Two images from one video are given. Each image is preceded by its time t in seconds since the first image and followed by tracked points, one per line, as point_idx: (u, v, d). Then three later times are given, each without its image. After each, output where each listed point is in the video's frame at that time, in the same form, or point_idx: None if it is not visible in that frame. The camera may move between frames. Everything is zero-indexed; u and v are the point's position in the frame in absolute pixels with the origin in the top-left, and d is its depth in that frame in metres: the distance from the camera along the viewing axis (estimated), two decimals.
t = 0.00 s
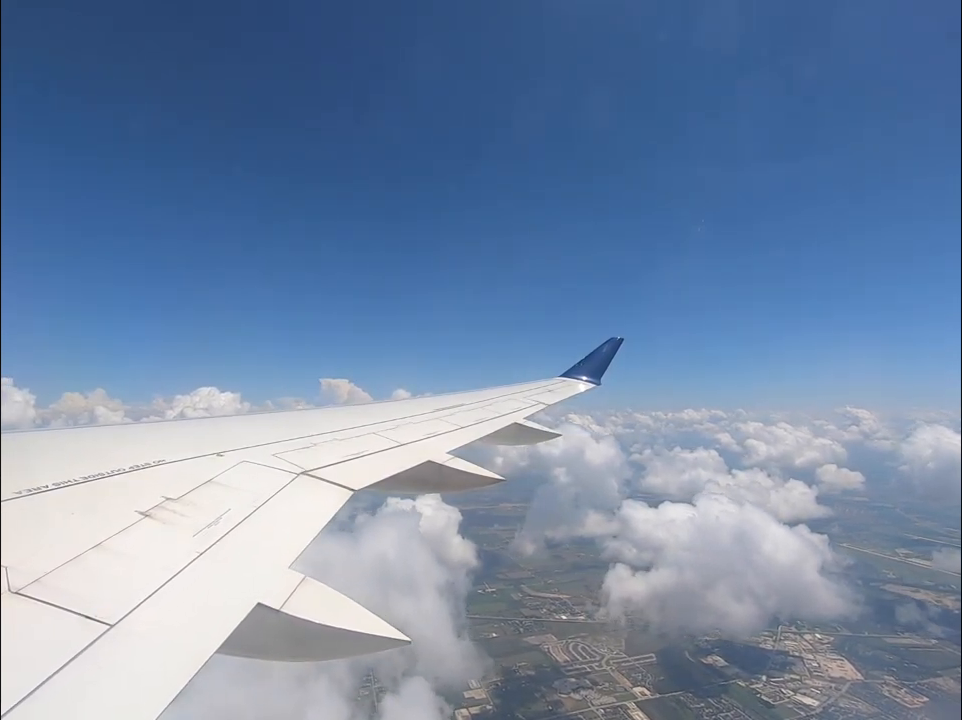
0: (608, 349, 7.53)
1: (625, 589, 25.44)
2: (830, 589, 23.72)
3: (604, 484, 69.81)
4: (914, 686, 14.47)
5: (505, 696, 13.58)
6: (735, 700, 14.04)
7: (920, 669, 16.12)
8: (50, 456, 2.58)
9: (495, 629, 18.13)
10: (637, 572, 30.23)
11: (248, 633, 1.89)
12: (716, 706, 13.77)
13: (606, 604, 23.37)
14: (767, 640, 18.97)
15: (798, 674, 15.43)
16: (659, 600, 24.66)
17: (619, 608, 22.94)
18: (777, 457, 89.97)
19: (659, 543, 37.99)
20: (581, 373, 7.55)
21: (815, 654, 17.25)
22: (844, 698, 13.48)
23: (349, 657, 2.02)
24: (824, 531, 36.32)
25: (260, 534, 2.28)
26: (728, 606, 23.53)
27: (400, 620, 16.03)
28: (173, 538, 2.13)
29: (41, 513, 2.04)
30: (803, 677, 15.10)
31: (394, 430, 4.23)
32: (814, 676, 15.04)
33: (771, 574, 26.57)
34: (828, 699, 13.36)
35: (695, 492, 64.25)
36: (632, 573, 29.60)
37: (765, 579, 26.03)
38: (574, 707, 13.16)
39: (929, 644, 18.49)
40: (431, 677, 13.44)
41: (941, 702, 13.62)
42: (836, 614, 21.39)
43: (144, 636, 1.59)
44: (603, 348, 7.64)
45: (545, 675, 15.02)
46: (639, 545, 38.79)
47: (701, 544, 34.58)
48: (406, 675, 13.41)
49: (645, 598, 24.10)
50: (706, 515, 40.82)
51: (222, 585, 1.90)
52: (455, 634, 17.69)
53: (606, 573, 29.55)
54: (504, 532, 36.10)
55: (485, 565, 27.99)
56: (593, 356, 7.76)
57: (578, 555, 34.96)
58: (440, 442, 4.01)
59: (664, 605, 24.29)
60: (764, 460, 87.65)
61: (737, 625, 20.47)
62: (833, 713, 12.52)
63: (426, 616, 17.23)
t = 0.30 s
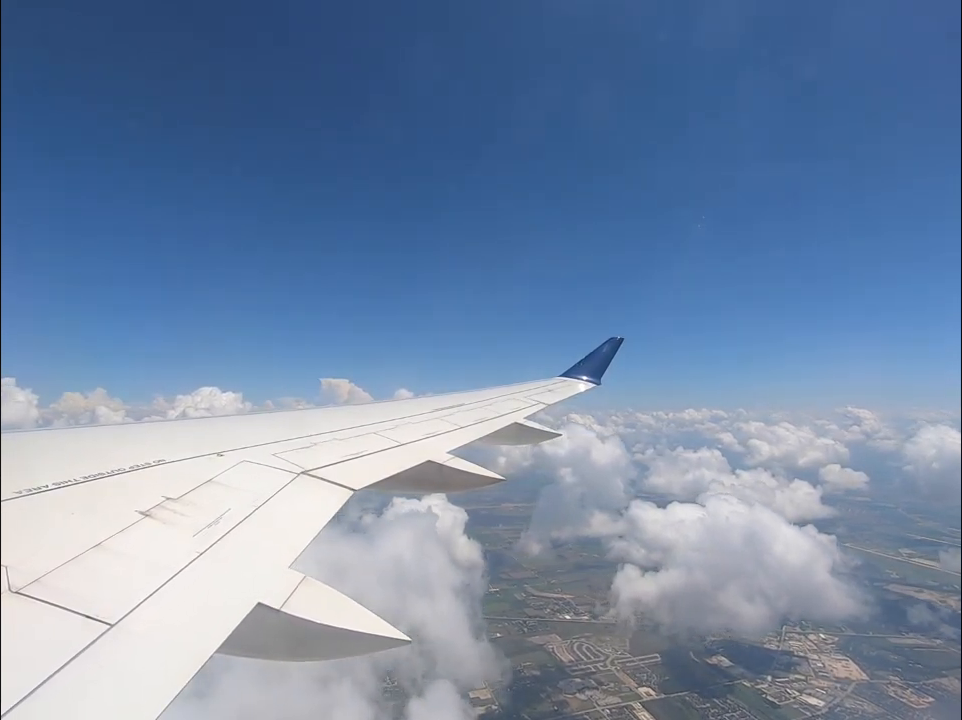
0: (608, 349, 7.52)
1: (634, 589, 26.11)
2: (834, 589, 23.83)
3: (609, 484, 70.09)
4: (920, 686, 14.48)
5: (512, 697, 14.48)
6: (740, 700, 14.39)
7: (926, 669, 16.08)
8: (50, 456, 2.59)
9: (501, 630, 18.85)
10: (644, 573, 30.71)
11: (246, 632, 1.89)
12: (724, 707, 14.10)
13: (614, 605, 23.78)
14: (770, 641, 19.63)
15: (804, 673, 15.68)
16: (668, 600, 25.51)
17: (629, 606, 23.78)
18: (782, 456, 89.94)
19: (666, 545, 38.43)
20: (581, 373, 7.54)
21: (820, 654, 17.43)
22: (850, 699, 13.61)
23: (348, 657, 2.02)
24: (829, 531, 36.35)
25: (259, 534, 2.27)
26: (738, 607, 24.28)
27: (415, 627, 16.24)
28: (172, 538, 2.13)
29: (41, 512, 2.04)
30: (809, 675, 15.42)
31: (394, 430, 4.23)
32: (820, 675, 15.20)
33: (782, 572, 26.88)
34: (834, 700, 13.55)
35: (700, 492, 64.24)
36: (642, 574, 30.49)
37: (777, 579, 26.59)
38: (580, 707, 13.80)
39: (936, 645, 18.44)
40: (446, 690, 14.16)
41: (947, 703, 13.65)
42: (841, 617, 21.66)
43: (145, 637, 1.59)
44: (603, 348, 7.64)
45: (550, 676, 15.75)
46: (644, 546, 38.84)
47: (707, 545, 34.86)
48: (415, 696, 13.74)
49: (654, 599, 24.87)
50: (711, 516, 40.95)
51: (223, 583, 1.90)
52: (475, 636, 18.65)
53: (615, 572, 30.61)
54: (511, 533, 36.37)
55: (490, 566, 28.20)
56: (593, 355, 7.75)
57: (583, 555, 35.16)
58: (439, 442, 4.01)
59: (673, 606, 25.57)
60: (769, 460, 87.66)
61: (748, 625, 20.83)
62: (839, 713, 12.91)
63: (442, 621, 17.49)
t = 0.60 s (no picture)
0: (608, 349, 7.51)
1: (644, 589, 26.76)
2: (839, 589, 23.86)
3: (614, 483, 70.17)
4: (927, 686, 14.45)
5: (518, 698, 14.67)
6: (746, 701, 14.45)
7: (932, 669, 16.05)
8: (51, 456, 2.59)
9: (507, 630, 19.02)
10: (653, 574, 31.13)
11: (247, 632, 1.89)
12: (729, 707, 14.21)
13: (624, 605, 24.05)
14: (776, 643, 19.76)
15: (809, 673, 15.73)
16: (677, 600, 26.07)
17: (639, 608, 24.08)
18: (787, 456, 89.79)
19: (671, 546, 38.62)
20: (582, 373, 7.53)
21: (826, 655, 17.50)
22: (856, 699, 13.65)
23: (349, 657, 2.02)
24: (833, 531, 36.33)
25: (258, 535, 2.27)
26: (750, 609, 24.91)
27: (433, 626, 16.03)
28: (172, 538, 2.13)
29: (40, 512, 2.04)
30: (814, 675, 15.47)
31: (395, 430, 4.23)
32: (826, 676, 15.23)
33: (793, 572, 27.80)
34: (840, 700, 13.61)
35: (705, 491, 64.28)
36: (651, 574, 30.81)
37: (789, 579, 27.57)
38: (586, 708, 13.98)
39: (943, 646, 18.37)
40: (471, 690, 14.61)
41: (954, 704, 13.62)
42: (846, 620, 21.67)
43: (145, 637, 1.58)
44: (603, 348, 7.62)
45: (556, 676, 15.93)
46: (649, 546, 38.85)
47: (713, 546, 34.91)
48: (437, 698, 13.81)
49: (663, 599, 25.50)
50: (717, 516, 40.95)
51: (225, 583, 1.90)
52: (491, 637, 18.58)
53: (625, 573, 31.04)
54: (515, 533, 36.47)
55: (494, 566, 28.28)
56: (593, 355, 7.74)
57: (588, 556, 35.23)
58: (439, 442, 4.00)
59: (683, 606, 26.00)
60: (774, 459, 87.56)
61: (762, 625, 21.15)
62: (844, 713, 13.08)
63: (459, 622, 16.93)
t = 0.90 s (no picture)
0: (608, 349, 7.49)
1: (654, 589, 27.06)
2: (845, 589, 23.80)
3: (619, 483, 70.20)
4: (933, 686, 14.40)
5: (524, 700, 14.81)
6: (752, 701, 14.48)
7: (939, 669, 15.98)
8: (52, 457, 2.59)
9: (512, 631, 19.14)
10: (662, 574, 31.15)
11: (248, 631, 1.89)
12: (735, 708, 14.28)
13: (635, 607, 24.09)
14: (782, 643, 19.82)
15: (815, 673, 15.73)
16: (688, 602, 26.19)
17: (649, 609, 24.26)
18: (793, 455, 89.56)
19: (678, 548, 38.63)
20: (582, 373, 7.51)
21: (831, 655, 17.56)
22: (862, 699, 13.61)
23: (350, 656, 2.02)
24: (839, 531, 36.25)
25: (258, 534, 2.27)
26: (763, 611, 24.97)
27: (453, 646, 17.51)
28: (173, 537, 2.13)
29: (41, 513, 2.03)
30: (819, 676, 15.45)
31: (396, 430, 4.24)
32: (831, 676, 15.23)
33: (807, 577, 27.93)
34: (846, 700, 13.61)
35: (711, 492, 64.19)
36: (661, 574, 30.83)
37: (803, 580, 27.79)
38: (591, 707, 14.12)
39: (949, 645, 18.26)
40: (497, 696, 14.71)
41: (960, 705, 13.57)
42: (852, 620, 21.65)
43: (146, 638, 1.58)
44: (603, 348, 7.60)
45: (562, 677, 16.06)
46: (655, 546, 38.83)
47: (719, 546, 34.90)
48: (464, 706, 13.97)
49: (675, 601, 25.67)
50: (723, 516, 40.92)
51: (226, 583, 1.90)
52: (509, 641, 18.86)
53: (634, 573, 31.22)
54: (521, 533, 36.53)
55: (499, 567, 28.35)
56: (593, 355, 7.72)
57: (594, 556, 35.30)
58: (440, 442, 4.00)
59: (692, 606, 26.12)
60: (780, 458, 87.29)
61: (774, 625, 21.24)
62: (851, 713, 13.08)
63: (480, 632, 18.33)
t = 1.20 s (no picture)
0: (609, 349, 7.49)
1: (663, 589, 27.24)
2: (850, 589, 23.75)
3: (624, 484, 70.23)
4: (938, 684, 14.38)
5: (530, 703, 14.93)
6: (757, 702, 14.50)
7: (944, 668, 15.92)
8: (53, 457, 2.59)
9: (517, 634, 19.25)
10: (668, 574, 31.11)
11: (247, 630, 1.89)
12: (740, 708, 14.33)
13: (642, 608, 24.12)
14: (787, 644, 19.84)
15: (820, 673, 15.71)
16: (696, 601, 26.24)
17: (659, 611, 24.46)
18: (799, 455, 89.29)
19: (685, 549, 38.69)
20: (583, 373, 7.51)
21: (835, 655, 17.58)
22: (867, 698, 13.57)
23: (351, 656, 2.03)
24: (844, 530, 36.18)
25: (258, 534, 2.27)
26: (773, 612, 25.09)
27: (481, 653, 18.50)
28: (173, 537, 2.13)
29: (41, 514, 2.04)
30: (825, 676, 15.41)
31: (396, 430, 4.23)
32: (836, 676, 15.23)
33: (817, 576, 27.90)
34: (851, 700, 13.59)
35: (716, 492, 64.07)
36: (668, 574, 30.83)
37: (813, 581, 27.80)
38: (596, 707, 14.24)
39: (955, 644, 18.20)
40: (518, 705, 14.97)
41: None
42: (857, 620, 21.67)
43: (147, 637, 1.58)
44: (604, 348, 7.60)
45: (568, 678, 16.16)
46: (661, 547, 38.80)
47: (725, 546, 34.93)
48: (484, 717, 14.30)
49: (684, 600, 25.80)
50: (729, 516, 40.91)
51: (226, 584, 1.90)
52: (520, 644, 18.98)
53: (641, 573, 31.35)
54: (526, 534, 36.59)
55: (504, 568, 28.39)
56: (594, 355, 7.72)
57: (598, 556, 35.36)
58: (440, 441, 4.00)
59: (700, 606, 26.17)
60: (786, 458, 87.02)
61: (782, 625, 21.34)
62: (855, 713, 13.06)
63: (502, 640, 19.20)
